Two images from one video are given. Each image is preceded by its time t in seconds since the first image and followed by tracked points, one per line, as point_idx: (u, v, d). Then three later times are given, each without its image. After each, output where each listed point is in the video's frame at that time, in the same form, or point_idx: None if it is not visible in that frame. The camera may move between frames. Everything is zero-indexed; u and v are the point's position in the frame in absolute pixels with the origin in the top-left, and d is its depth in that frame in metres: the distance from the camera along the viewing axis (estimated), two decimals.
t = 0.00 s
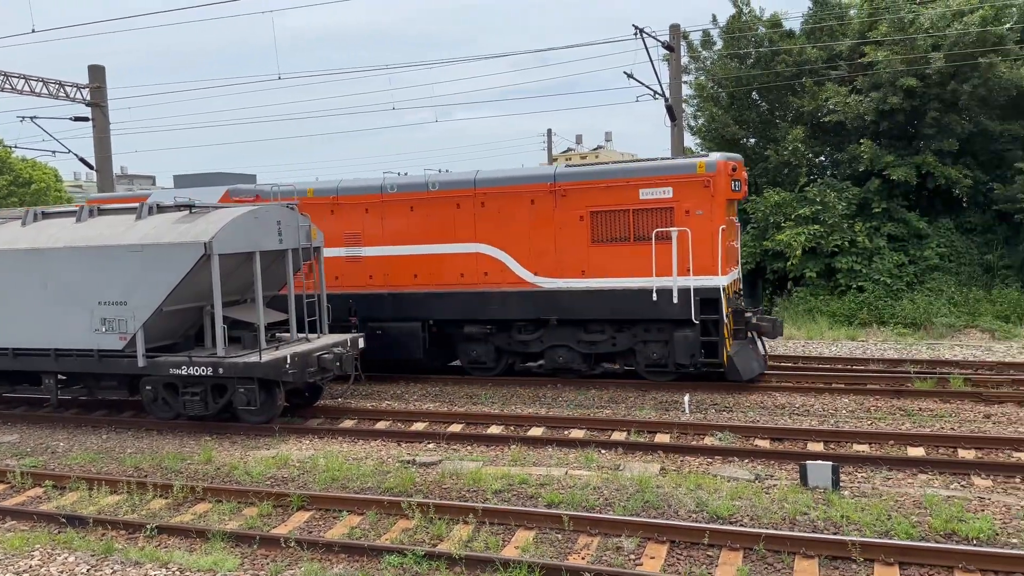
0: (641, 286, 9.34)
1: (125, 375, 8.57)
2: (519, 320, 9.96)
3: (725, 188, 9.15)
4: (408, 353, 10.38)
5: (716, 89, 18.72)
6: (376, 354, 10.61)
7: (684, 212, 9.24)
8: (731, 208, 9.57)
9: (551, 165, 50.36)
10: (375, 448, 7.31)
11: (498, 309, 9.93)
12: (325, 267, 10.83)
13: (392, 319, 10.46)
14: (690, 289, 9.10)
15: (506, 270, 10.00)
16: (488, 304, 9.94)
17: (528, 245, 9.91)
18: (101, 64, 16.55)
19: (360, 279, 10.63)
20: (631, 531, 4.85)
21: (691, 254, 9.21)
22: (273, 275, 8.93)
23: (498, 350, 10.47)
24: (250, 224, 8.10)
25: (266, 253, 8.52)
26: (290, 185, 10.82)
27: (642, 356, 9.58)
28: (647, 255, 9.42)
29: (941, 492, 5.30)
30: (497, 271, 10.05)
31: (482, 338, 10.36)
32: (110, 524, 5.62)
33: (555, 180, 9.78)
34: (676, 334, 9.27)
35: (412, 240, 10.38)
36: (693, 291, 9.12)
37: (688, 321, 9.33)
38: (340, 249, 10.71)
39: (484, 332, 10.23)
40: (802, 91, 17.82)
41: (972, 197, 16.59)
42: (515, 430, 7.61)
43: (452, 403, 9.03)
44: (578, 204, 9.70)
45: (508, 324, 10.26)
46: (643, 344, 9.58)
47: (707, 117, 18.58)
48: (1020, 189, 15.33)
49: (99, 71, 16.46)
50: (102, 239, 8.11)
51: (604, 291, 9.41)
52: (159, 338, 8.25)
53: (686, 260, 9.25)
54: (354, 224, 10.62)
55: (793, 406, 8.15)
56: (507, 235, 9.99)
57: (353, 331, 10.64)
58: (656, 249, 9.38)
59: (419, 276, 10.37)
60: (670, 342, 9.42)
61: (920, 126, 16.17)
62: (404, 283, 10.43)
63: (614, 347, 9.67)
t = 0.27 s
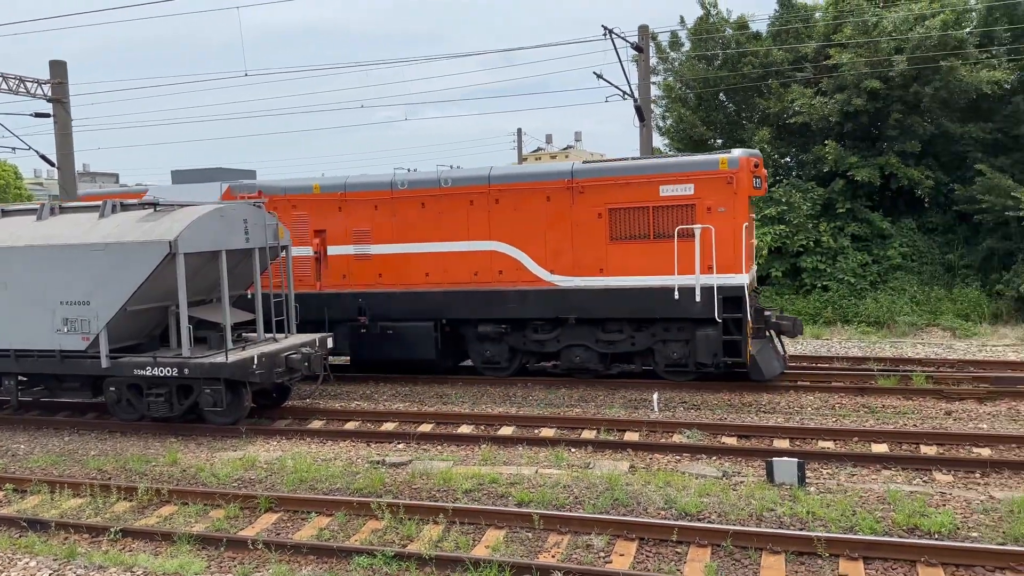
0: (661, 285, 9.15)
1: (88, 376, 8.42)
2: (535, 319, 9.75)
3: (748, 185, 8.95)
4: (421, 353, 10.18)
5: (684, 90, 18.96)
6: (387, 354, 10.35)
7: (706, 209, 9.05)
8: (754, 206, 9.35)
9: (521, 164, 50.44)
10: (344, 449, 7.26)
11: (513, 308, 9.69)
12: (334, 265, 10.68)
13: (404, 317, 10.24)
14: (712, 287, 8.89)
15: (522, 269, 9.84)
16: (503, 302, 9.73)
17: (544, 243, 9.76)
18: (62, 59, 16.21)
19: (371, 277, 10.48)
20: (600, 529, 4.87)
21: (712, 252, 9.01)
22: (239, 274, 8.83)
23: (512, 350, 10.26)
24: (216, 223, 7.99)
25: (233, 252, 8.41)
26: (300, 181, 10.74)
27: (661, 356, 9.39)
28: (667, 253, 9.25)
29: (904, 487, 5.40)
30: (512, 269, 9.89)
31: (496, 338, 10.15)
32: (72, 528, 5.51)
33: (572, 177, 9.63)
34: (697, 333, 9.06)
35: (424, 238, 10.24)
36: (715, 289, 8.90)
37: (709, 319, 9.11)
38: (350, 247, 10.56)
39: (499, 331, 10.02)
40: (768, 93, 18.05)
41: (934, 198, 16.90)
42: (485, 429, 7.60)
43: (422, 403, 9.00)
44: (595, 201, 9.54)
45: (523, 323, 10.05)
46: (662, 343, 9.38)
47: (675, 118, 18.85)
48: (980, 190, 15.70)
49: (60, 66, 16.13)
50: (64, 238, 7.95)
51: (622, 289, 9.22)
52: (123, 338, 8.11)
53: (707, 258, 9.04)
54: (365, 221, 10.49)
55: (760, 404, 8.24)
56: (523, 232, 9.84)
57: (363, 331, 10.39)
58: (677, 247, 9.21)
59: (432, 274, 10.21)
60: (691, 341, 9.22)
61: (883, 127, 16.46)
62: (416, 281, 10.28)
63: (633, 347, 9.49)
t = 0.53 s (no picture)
0: (686, 283, 8.98)
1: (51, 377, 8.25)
2: (554, 318, 9.52)
3: (772, 182, 8.80)
4: (434, 352, 9.90)
5: (653, 91, 19.15)
6: (399, 354, 10.05)
7: (730, 206, 8.89)
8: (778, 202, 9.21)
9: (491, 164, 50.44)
10: (313, 449, 7.20)
11: (533, 307, 9.44)
12: (342, 263, 10.36)
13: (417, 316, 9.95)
14: (739, 285, 8.75)
15: (540, 267, 9.61)
16: (521, 300, 9.48)
17: (563, 240, 9.54)
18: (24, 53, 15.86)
19: (382, 275, 10.19)
20: (572, 527, 4.88)
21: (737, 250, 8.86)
22: (206, 273, 8.71)
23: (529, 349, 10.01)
24: (183, 221, 7.88)
25: (199, 250, 8.29)
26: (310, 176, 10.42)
27: (683, 355, 9.22)
28: (690, 251, 9.09)
29: (869, 483, 5.49)
30: (530, 267, 9.66)
31: (513, 337, 9.89)
32: (34, 531, 5.39)
33: (592, 173, 9.41)
34: (720, 332, 8.92)
35: (438, 235, 9.98)
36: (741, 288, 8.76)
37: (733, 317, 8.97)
38: (360, 244, 10.26)
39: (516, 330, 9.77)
40: (736, 94, 18.24)
41: (898, 198, 17.18)
42: (456, 428, 7.58)
43: (392, 402, 8.96)
44: (616, 198, 9.34)
45: (541, 321, 9.78)
46: (684, 343, 9.21)
47: (645, 118, 19.06)
48: (943, 190, 16.00)
49: (22, 61, 15.78)
50: (26, 236, 7.78)
51: (646, 288, 9.04)
52: (87, 338, 7.96)
53: (731, 257, 8.90)
54: (375, 218, 10.20)
55: (729, 401, 8.32)
56: (541, 229, 9.61)
57: (374, 331, 10.08)
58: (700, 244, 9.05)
59: (446, 272, 9.96)
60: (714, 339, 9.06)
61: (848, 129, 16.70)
62: (429, 280, 10.02)
63: (654, 346, 9.29)
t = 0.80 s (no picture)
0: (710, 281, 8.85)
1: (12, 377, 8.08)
2: (575, 316, 9.33)
3: (797, 180, 8.71)
4: (451, 352, 9.68)
5: (624, 90, 19.24)
6: (415, 353, 9.80)
7: (755, 203, 8.79)
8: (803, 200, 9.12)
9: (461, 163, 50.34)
10: (283, 449, 7.13)
11: (553, 304, 9.26)
12: (356, 260, 10.17)
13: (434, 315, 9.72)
14: (766, 282, 8.63)
15: (559, 264, 9.47)
16: (541, 297, 9.30)
17: (584, 237, 9.41)
18: None
19: (396, 273, 10.01)
20: (543, 525, 4.89)
21: (763, 247, 8.76)
22: (173, 272, 8.58)
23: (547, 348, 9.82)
24: (149, 218, 7.75)
25: (166, 248, 8.17)
26: (321, 171, 10.22)
27: (706, 353, 9.10)
28: (713, 248, 8.98)
29: (836, 479, 5.57)
30: (549, 264, 9.51)
31: (532, 336, 9.70)
32: None
33: (614, 169, 9.28)
34: (746, 330, 8.80)
35: (455, 231, 9.82)
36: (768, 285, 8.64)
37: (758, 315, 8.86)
38: (374, 241, 10.07)
39: (536, 329, 9.56)
40: (706, 94, 18.39)
41: (864, 198, 17.44)
42: (428, 427, 7.56)
43: (363, 402, 8.90)
44: (638, 194, 9.22)
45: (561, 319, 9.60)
46: (708, 341, 9.09)
47: (616, 118, 19.15)
48: (908, 190, 16.28)
49: None
50: None
51: (669, 285, 8.90)
52: (50, 337, 7.80)
53: (757, 255, 8.80)
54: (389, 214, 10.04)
55: (698, 399, 8.39)
56: (561, 226, 9.47)
57: (390, 330, 9.85)
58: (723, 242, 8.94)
59: (463, 270, 9.80)
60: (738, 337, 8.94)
61: (816, 129, 16.91)
62: (445, 277, 9.85)
63: (677, 345, 9.17)
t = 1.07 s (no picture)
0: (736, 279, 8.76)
1: None
2: (599, 314, 9.23)
3: (824, 177, 8.64)
4: (471, 351, 9.58)
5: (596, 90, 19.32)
6: (433, 352, 9.67)
7: (782, 200, 8.71)
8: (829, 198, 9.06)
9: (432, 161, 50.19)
10: (253, 450, 7.06)
11: (577, 303, 9.14)
12: (373, 258, 10.05)
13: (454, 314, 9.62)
14: (793, 280, 8.56)
15: (582, 262, 9.36)
16: (564, 296, 9.18)
17: (607, 235, 9.30)
18: None
19: (414, 270, 9.89)
20: (516, 524, 4.90)
21: (790, 245, 8.68)
22: (140, 270, 8.45)
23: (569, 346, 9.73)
24: (115, 215, 7.63)
25: (133, 246, 8.05)
26: (338, 167, 10.05)
27: (731, 352, 9.06)
28: (739, 246, 8.88)
29: (805, 476, 5.64)
30: (571, 262, 9.39)
31: (554, 335, 9.59)
32: None
33: (638, 166, 9.16)
34: (772, 328, 8.75)
35: (474, 229, 9.69)
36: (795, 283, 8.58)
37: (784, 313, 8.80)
38: (392, 239, 9.95)
39: (559, 327, 9.48)
40: (676, 95, 18.51)
41: (832, 198, 17.68)
42: (400, 427, 7.52)
43: (334, 401, 8.84)
44: (663, 191, 9.11)
45: (583, 318, 9.50)
46: (733, 339, 9.04)
47: (587, 117, 19.22)
48: (874, 190, 16.54)
49: None
50: None
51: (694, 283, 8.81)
52: (13, 337, 7.65)
53: (783, 253, 8.73)
54: (408, 211, 9.89)
55: (669, 397, 8.45)
56: (584, 224, 9.36)
57: (409, 328, 9.70)
58: (750, 239, 8.84)
59: (482, 268, 9.67)
60: (764, 335, 8.92)
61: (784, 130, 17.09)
62: (465, 276, 9.73)
63: (701, 343, 9.12)
